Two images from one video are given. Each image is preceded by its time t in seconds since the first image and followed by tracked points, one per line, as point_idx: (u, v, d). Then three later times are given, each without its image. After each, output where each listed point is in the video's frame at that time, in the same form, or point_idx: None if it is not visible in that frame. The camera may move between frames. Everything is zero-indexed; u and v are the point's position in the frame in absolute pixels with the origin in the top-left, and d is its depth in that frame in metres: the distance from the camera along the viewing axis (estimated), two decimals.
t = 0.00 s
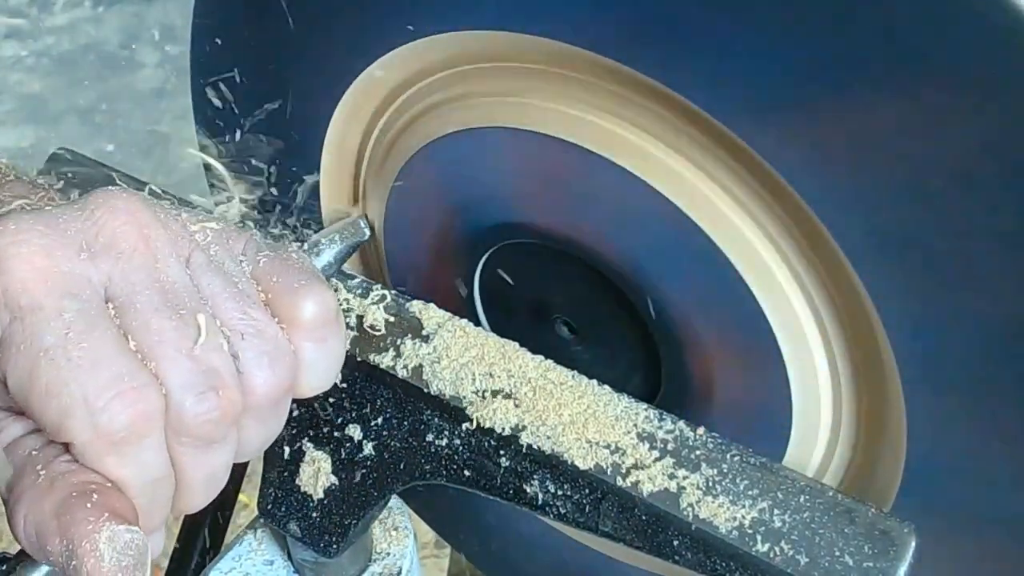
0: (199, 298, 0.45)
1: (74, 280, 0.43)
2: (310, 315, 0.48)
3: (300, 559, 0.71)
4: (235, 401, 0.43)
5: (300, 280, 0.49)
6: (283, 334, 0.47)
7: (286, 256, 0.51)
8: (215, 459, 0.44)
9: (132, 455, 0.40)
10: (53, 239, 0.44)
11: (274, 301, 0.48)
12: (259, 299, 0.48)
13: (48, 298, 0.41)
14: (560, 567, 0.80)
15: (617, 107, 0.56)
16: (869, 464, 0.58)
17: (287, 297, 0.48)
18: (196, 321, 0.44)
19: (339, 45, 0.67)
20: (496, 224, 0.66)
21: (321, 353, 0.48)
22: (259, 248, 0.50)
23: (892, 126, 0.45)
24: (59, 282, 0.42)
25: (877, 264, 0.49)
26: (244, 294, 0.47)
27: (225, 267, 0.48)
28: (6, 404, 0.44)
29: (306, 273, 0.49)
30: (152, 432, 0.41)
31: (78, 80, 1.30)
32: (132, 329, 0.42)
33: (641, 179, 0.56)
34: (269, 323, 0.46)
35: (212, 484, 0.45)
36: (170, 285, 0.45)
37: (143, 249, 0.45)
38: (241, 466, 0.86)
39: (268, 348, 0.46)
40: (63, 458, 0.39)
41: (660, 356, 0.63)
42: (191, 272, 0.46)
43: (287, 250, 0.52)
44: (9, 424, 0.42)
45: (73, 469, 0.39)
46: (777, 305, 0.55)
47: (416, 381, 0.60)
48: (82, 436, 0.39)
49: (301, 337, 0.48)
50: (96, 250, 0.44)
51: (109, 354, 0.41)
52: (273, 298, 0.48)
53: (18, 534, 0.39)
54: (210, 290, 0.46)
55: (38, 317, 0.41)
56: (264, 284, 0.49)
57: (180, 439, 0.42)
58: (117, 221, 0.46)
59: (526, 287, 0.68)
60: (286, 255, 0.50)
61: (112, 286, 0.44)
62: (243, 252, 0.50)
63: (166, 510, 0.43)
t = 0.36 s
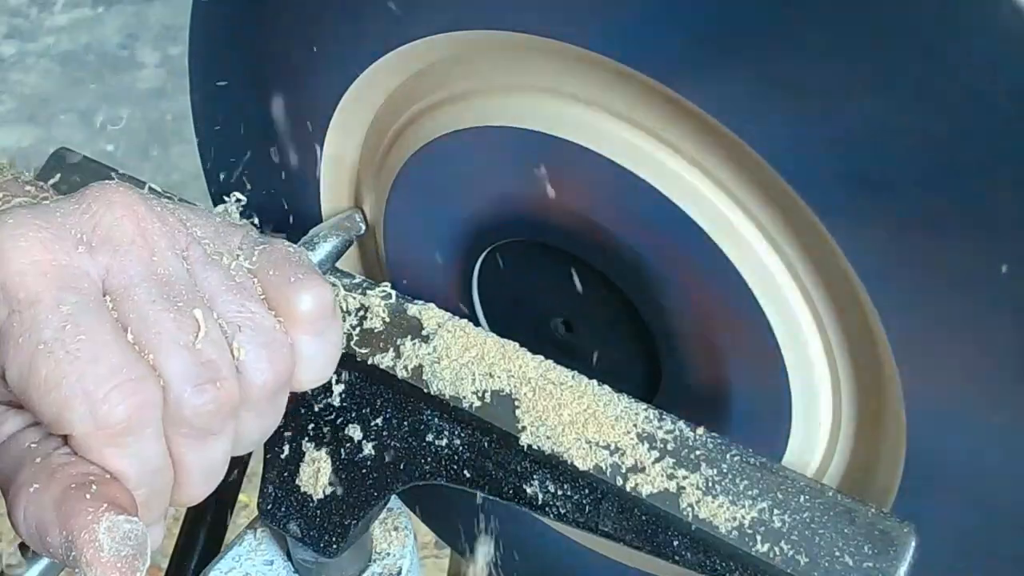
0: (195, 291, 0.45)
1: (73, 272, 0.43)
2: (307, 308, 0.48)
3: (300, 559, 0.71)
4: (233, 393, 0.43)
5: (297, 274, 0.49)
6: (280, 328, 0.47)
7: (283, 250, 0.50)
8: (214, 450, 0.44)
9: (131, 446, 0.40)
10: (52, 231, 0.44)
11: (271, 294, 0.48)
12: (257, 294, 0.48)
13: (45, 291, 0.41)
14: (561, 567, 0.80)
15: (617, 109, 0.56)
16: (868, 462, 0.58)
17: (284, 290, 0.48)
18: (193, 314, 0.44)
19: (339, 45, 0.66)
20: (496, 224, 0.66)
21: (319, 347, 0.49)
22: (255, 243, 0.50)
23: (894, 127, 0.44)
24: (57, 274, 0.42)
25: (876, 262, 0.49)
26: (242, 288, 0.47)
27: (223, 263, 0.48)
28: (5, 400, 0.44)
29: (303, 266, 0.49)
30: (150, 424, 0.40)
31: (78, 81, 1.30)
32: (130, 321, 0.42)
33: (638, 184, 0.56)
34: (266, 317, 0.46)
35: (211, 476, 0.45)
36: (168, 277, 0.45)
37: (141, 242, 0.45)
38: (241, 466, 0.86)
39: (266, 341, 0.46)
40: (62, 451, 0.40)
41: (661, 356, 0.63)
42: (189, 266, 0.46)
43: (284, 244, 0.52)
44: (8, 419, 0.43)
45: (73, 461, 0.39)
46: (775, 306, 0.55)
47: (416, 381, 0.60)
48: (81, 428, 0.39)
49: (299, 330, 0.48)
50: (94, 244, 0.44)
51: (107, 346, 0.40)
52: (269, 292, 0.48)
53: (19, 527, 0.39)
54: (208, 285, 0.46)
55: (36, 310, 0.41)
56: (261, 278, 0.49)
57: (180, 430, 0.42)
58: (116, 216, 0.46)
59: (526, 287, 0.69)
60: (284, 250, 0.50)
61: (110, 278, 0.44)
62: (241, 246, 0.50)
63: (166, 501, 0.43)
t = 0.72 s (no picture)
0: (196, 330, 0.45)
1: (76, 309, 0.43)
2: (312, 341, 0.48)
3: (300, 559, 0.71)
4: (225, 442, 0.43)
5: (302, 308, 0.49)
6: (280, 367, 0.47)
7: (288, 285, 0.51)
8: (205, 499, 0.44)
9: (117, 495, 0.40)
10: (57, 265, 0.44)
11: (276, 329, 0.48)
12: (260, 331, 0.48)
13: (42, 325, 0.41)
14: (561, 567, 0.80)
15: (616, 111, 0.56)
16: (869, 462, 0.58)
17: (288, 323, 0.48)
18: (190, 358, 0.43)
19: (337, 48, 0.66)
20: (497, 225, 0.66)
21: (321, 382, 0.49)
22: (263, 278, 0.51)
23: (891, 130, 0.44)
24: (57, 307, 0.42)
25: (876, 263, 0.49)
26: (245, 324, 0.47)
27: (229, 299, 0.48)
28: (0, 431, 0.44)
29: (308, 300, 0.49)
30: (137, 472, 0.40)
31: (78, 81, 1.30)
32: (127, 360, 0.42)
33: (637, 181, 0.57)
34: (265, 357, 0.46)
35: (201, 524, 0.45)
36: (169, 317, 0.45)
37: (145, 279, 0.45)
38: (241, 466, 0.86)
39: (263, 384, 0.46)
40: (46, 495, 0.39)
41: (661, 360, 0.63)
42: (193, 304, 0.46)
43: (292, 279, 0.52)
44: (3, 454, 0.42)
45: (57, 507, 0.39)
46: (776, 308, 0.55)
47: (416, 381, 0.60)
48: (64, 473, 0.39)
49: (301, 365, 0.48)
50: (98, 277, 0.44)
51: (100, 387, 0.40)
52: (274, 325, 0.48)
53: None
54: (209, 322, 0.46)
55: (32, 346, 0.41)
56: (265, 312, 0.49)
57: (169, 480, 0.42)
58: (120, 248, 0.46)
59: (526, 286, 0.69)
60: (292, 286, 0.51)
61: (111, 315, 0.43)
62: (248, 282, 0.50)
63: (157, 547, 0.43)
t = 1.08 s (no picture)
0: (206, 331, 0.45)
1: (87, 308, 0.43)
2: (318, 339, 0.48)
3: (300, 559, 0.71)
4: (234, 443, 0.43)
5: (308, 308, 0.49)
6: (287, 367, 0.47)
7: (295, 285, 0.51)
8: (214, 500, 0.44)
9: (125, 494, 0.40)
10: (67, 263, 0.44)
11: (281, 330, 0.48)
12: (267, 331, 0.48)
13: (50, 324, 0.41)
14: (561, 567, 0.80)
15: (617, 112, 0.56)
16: (868, 463, 0.58)
17: (295, 323, 0.48)
18: (200, 355, 0.44)
19: (339, 48, 0.66)
20: (497, 227, 0.66)
21: (329, 381, 0.48)
22: (270, 278, 0.51)
23: (893, 130, 0.44)
24: (65, 306, 0.42)
25: (877, 264, 0.49)
26: (252, 325, 0.47)
27: (237, 299, 0.48)
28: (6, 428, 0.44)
29: (315, 300, 0.49)
30: (146, 473, 0.40)
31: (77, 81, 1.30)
32: (137, 362, 0.42)
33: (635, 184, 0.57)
34: (273, 358, 0.47)
35: (208, 524, 0.44)
36: (178, 318, 0.45)
37: (156, 279, 0.46)
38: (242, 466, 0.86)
39: (271, 384, 0.46)
40: (55, 491, 0.39)
41: (661, 360, 0.63)
42: (201, 305, 0.47)
43: (300, 280, 0.52)
44: (8, 452, 0.42)
45: (65, 504, 0.38)
46: (779, 309, 0.55)
47: (416, 381, 0.60)
48: (73, 472, 0.39)
49: (308, 365, 0.48)
50: (109, 276, 0.44)
51: (109, 387, 0.40)
52: (281, 325, 0.48)
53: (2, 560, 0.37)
54: (217, 322, 0.46)
55: (42, 345, 0.41)
56: (271, 312, 0.49)
57: (177, 479, 0.42)
58: (130, 248, 0.46)
59: (527, 287, 0.69)
60: (302, 287, 0.51)
61: (122, 314, 0.44)
62: (255, 282, 0.50)
63: (163, 545, 0.43)
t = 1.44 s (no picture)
0: (207, 327, 0.45)
1: (89, 305, 0.43)
2: (318, 337, 0.48)
3: (300, 559, 0.71)
4: (239, 436, 0.43)
5: (308, 305, 0.49)
6: (289, 363, 0.47)
7: (295, 282, 0.51)
8: (218, 494, 0.44)
9: (129, 489, 0.40)
10: (69, 261, 0.44)
11: (281, 326, 0.48)
12: (267, 328, 0.48)
13: (52, 322, 0.41)
14: (561, 568, 0.80)
15: (617, 110, 0.56)
16: (868, 465, 0.58)
17: (294, 319, 0.48)
18: (204, 350, 0.44)
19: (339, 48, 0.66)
20: (497, 226, 0.66)
21: (329, 378, 0.48)
22: (270, 275, 0.51)
23: (893, 130, 0.44)
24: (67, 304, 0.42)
25: (877, 263, 0.49)
26: (252, 321, 0.47)
27: (236, 296, 0.48)
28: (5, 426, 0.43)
29: (315, 296, 0.49)
30: (151, 468, 0.40)
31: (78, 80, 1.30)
32: (139, 357, 0.42)
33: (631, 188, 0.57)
34: (274, 355, 0.47)
35: (212, 519, 0.45)
36: (179, 314, 0.45)
37: (157, 275, 0.46)
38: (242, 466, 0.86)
39: (273, 380, 0.46)
40: (59, 486, 0.39)
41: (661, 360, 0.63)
42: (202, 301, 0.46)
43: (300, 276, 0.52)
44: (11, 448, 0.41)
45: (68, 500, 0.38)
46: (779, 309, 0.55)
47: (416, 381, 0.60)
48: (79, 468, 0.39)
49: (308, 362, 0.48)
50: (110, 275, 0.45)
51: (111, 383, 0.40)
52: (281, 322, 0.48)
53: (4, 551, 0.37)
54: (218, 319, 0.46)
55: (45, 343, 0.41)
56: (272, 308, 0.49)
57: (181, 474, 0.42)
58: (131, 246, 0.46)
59: (527, 287, 0.68)
60: (303, 283, 0.51)
61: (124, 310, 0.44)
62: (254, 278, 0.50)
63: (167, 542, 0.43)
